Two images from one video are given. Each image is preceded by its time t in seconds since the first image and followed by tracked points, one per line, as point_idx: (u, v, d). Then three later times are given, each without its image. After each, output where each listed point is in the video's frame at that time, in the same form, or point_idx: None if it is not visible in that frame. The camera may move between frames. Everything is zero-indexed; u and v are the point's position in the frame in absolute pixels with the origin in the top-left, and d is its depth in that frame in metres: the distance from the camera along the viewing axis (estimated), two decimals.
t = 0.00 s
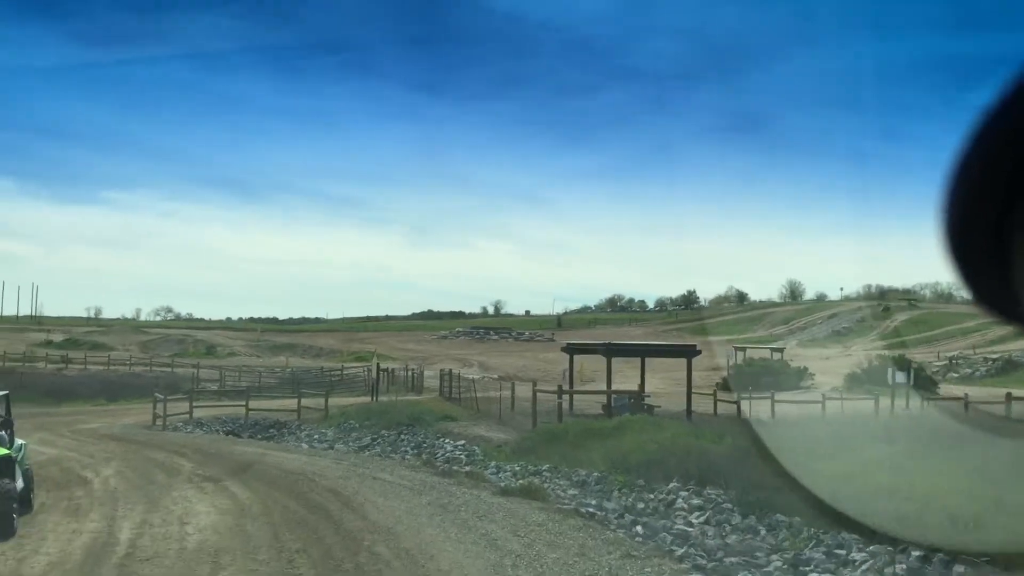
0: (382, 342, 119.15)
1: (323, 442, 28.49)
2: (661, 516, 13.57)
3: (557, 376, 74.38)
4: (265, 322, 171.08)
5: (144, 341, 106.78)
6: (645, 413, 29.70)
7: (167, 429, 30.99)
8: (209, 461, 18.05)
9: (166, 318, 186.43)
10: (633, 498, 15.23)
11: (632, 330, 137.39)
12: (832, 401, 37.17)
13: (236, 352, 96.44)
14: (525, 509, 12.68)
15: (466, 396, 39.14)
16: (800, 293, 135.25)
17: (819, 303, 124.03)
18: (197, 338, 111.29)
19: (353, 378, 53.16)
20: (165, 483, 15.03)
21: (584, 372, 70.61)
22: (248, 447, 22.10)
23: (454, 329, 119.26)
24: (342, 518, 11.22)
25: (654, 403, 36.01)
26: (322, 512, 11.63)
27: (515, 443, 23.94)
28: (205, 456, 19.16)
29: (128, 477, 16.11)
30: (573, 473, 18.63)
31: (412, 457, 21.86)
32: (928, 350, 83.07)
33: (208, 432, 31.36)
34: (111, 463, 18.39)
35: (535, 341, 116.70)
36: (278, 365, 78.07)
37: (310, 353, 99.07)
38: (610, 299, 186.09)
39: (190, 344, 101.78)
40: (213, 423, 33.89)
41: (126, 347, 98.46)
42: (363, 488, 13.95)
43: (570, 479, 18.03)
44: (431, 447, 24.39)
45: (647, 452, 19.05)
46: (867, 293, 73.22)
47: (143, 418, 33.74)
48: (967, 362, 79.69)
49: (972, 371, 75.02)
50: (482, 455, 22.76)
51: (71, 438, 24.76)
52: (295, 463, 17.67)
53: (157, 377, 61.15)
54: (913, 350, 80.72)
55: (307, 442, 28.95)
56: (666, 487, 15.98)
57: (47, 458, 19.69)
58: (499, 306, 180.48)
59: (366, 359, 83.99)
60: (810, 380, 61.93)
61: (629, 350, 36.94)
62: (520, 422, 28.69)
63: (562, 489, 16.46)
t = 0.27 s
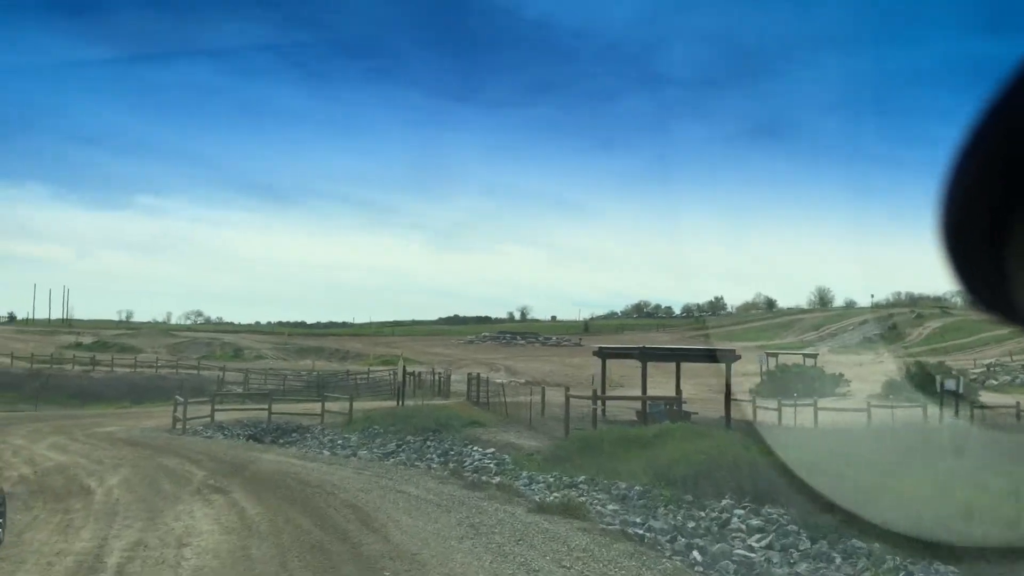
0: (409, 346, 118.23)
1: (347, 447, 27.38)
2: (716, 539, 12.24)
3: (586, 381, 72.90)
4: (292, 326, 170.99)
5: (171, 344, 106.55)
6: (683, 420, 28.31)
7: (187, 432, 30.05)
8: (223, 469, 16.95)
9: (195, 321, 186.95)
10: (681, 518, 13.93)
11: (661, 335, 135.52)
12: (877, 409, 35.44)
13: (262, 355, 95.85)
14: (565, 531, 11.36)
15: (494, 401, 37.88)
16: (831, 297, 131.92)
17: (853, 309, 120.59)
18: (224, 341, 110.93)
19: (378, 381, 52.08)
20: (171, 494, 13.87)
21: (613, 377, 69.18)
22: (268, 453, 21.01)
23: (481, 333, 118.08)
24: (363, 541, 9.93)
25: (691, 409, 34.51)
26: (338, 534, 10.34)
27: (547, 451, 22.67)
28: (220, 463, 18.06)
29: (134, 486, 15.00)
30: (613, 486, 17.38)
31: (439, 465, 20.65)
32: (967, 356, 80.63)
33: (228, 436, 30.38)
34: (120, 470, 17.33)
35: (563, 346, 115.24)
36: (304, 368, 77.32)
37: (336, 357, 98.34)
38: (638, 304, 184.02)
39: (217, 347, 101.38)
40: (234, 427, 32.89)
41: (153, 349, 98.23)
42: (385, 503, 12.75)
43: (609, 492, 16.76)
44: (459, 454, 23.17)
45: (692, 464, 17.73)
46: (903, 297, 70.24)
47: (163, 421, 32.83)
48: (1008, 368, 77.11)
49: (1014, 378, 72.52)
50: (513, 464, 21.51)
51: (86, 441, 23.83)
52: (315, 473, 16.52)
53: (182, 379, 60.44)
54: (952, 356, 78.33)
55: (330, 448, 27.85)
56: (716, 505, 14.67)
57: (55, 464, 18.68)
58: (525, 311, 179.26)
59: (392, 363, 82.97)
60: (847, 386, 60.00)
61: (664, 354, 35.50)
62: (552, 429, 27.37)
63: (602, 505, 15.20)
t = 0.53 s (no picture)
0: (429, 351, 116.96)
1: (365, 454, 26.03)
2: (778, 566, 10.80)
3: (611, 387, 71.21)
4: (313, 330, 170.41)
5: (190, 347, 105.79)
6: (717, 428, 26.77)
7: (199, 437, 28.84)
8: (229, 479, 15.62)
9: (216, 325, 186.73)
10: (734, 539, 12.50)
11: (684, 341, 133.45)
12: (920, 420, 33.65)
13: (282, 358, 94.86)
14: (610, 557, 9.95)
15: (518, 407, 36.46)
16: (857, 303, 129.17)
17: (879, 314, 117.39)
18: (243, 344, 110.11)
19: (398, 386, 50.77)
20: (170, 507, 12.58)
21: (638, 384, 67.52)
22: (281, 461, 19.67)
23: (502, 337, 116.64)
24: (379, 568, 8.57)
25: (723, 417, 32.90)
26: (350, 560, 8.98)
27: (577, 461, 21.21)
28: (227, 472, 16.74)
29: (131, 497, 13.68)
30: (652, 500, 15.95)
31: (462, 476, 19.23)
32: (1003, 363, 78.23)
33: (242, 442, 29.12)
34: (120, 479, 16.03)
35: (585, 351, 113.56)
36: (323, 372, 76.17)
37: (356, 361, 97.26)
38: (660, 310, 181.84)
39: (236, 350, 100.52)
40: (248, 432, 31.64)
41: (173, 353, 97.51)
42: (405, 520, 11.35)
43: (648, 507, 15.34)
44: (483, 464, 21.75)
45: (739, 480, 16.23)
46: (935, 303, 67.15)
47: (175, 426, 31.63)
48: None
49: None
50: (541, 475, 20.06)
51: (91, 447, 22.64)
52: (329, 483, 15.15)
53: (199, 383, 59.37)
54: (987, 364, 75.99)
55: (347, 455, 26.50)
56: (772, 525, 13.17)
57: (52, 472, 17.42)
58: (546, 317, 177.65)
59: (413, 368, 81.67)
60: (881, 393, 58.02)
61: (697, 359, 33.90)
62: (581, 438, 25.85)
63: (643, 523, 13.79)
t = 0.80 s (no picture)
0: (460, 352, 115.85)
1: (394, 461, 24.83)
2: None
3: (645, 391, 69.58)
4: (344, 331, 170.18)
5: (222, 348, 105.61)
6: (767, 436, 25.22)
7: (223, 441, 27.82)
8: (246, 489, 14.39)
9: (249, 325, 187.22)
10: (807, 565, 11.06)
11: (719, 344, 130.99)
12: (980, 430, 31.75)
13: (313, 360, 94.23)
14: None
15: (553, 412, 35.09)
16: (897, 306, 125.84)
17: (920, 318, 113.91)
18: (275, 345, 109.76)
19: (430, 389, 49.58)
20: (178, 520, 11.39)
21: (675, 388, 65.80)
22: (305, 468, 18.48)
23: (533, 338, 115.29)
24: None
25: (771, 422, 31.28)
26: None
27: (620, 471, 19.81)
28: (245, 481, 15.55)
29: (138, 508, 12.50)
30: (707, 517, 14.53)
31: (498, 486, 17.91)
32: None
33: (267, 446, 28.06)
34: (132, 487, 14.89)
35: (618, 354, 111.79)
36: (354, 374, 75.24)
37: (388, 363, 96.41)
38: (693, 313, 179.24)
39: (268, 351, 100.09)
40: (274, 436, 30.59)
41: (204, 353, 97.25)
42: (437, 541, 10.03)
43: (703, 525, 13.92)
44: (520, 473, 20.44)
45: (805, 500, 14.75)
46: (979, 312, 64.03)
47: (199, 428, 30.66)
48: None
49: None
50: (582, 485, 18.70)
51: (109, 450, 21.63)
52: (354, 495, 13.88)
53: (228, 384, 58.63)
54: None
55: (375, 461, 25.32)
56: (849, 548, 11.77)
57: (62, 478, 16.30)
58: (578, 319, 175.87)
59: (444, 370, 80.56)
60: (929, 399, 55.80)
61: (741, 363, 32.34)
62: (621, 446, 24.43)
63: (700, 543, 12.39)
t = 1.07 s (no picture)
0: (488, 354, 114.81)
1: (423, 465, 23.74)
2: None
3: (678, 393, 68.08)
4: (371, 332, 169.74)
5: (249, 348, 105.27)
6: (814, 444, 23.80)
7: (246, 442, 26.88)
8: (264, 497, 13.29)
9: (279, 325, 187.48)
10: None
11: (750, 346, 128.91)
12: None
13: (340, 360, 93.54)
14: None
15: (586, 415, 33.85)
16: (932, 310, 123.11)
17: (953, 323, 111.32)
18: (302, 345, 109.29)
19: (458, 390, 48.46)
20: (185, 534, 10.28)
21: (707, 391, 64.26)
22: (329, 473, 17.40)
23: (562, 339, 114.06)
24: None
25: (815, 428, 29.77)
26: None
27: (663, 479, 18.53)
28: (263, 488, 14.46)
29: (143, 519, 11.43)
30: (766, 533, 13.24)
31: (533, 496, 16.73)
32: None
33: (292, 448, 27.07)
34: (141, 493, 13.85)
35: (647, 356, 110.18)
36: (380, 375, 74.30)
37: (415, 364, 95.55)
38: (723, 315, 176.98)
39: (295, 351, 99.55)
40: (299, 437, 29.61)
41: (232, 353, 96.99)
42: (473, 564, 8.84)
43: (763, 543, 12.64)
44: (556, 481, 19.22)
45: (875, 519, 13.42)
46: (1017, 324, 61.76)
47: (222, 429, 29.75)
48: None
49: None
50: (624, 495, 17.45)
51: (126, 451, 20.71)
52: (380, 505, 12.74)
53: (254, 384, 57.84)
54: None
55: (403, 466, 24.23)
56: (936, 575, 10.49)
57: (70, 482, 15.30)
58: (606, 321, 174.22)
59: (472, 371, 79.49)
60: (973, 405, 53.86)
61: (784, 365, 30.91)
62: (661, 452, 23.12)
63: (762, 564, 11.12)
